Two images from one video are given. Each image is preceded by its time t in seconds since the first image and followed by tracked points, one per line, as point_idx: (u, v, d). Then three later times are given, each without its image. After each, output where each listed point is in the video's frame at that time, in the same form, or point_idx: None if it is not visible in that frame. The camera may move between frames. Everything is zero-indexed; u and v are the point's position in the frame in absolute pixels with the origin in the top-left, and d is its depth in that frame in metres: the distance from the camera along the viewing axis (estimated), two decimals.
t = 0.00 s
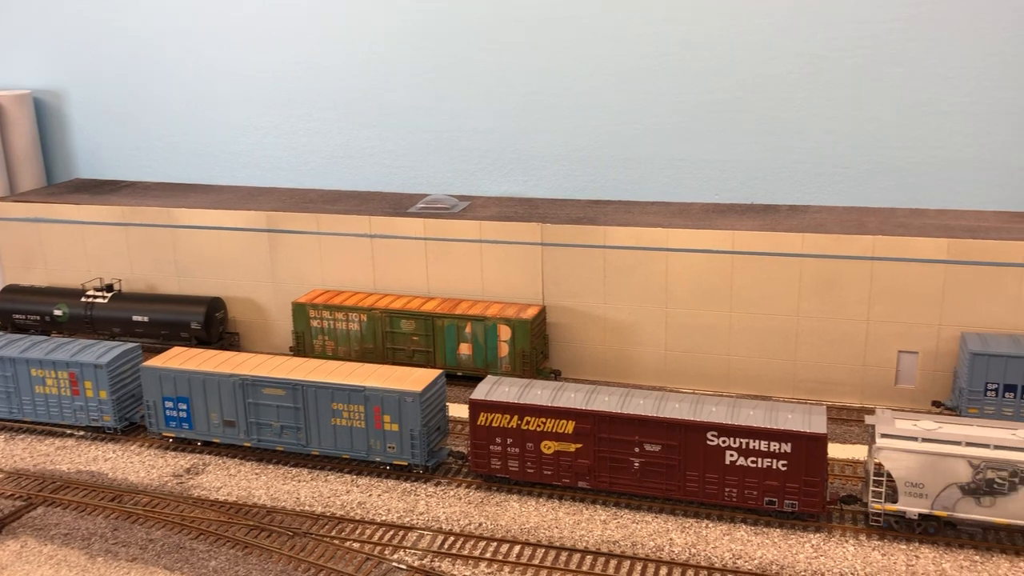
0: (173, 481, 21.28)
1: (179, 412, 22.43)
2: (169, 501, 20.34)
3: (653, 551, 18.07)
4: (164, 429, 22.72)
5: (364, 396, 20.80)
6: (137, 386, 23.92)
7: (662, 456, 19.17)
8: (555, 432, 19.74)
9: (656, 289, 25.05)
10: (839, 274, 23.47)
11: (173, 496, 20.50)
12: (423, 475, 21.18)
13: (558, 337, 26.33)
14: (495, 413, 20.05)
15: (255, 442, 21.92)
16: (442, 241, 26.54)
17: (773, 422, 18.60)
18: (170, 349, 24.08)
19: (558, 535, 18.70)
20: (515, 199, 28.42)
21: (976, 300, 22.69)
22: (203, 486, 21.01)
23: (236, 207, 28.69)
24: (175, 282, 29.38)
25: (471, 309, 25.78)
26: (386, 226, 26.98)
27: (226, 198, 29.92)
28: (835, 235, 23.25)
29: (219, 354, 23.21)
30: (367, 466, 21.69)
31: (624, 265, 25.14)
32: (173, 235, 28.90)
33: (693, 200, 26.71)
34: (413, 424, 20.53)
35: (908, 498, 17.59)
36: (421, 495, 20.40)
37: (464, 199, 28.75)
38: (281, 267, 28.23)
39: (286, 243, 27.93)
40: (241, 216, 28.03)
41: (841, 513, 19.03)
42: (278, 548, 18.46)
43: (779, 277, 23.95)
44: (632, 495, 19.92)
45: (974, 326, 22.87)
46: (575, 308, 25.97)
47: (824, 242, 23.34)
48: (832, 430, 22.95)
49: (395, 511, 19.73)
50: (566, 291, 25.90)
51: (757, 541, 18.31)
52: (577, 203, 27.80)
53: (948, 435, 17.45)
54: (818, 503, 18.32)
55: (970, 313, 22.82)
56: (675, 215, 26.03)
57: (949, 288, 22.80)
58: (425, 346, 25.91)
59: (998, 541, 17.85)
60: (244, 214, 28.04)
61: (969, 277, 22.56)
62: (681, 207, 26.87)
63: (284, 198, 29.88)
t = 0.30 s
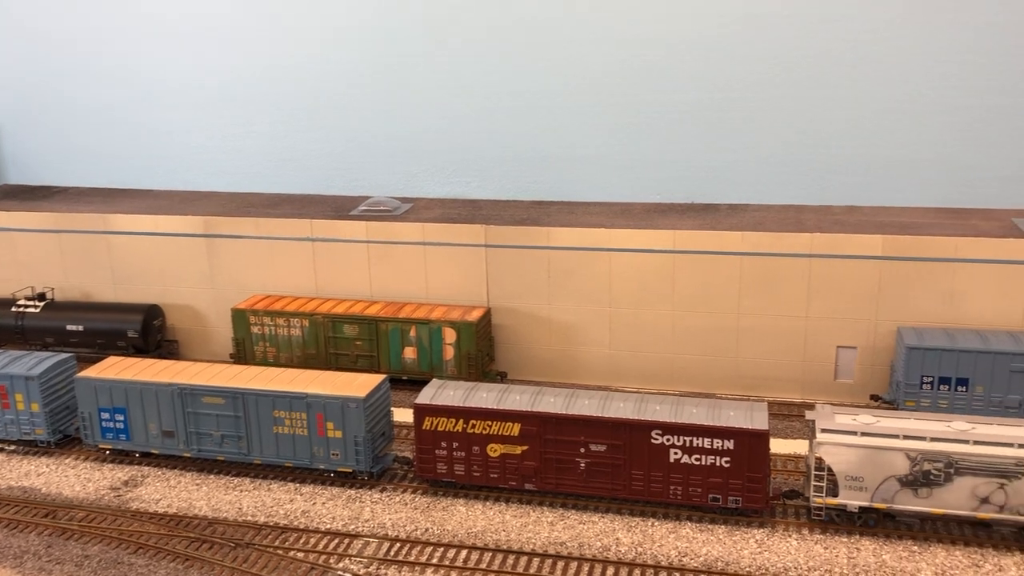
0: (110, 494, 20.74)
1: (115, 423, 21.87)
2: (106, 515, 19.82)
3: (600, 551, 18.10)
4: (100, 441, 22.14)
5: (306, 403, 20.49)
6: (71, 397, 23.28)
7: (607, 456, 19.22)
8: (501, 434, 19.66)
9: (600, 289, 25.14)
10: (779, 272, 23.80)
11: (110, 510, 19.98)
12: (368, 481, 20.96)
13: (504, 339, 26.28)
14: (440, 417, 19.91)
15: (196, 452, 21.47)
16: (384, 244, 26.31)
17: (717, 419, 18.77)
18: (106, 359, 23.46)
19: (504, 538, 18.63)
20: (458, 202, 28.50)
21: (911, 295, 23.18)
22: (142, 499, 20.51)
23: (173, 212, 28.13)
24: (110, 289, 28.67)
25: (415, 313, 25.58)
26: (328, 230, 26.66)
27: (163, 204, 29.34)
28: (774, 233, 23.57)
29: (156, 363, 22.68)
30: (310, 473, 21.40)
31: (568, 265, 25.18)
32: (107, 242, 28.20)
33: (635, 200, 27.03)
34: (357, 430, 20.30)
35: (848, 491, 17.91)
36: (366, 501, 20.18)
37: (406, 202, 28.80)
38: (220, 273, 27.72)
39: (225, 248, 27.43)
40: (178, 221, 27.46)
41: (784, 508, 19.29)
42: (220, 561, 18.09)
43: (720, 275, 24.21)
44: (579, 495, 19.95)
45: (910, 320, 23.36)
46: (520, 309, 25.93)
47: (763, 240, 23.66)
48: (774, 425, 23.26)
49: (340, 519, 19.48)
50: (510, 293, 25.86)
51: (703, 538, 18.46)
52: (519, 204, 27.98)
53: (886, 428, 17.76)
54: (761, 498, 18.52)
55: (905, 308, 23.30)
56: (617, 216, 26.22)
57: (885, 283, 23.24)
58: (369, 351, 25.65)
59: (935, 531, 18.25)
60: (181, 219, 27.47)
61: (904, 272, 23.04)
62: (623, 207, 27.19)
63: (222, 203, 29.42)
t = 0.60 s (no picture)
0: (46, 510, 20.13)
1: (50, 436, 21.24)
2: (42, 531, 19.22)
3: (548, 553, 18.06)
4: (35, 455, 21.49)
5: (249, 411, 20.11)
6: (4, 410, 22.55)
7: (555, 457, 19.19)
8: (448, 438, 19.51)
9: (546, 290, 25.13)
10: (721, 271, 24.05)
11: (46, 526, 19.38)
12: (314, 489, 20.67)
13: (450, 341, 26.14)
14: (386, 423, 19.69)
15: (135, 464, 20.95)
16: (327, 247, 25.99)
17: (662, 418, 18.87)
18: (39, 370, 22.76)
19: (453, 543, 18.49)
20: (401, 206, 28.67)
21: (849, 291, 23.59)
22: (79, 513, 19.94)
23: (109, 218, 27.49)
24: (43, 298, 27.87)
25: (359, 317, 25.31)
26: (269, 234, 26.24)
27: (99, 210, 28.68)
28: (716, 232, 23.81)
29: (93, 373, 22.09)
30: (254, 483, 21.02)
31: (513, 267, 25.12)
32: (40, 249, 27.42)
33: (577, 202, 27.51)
34: (301, 438, 19.99)
35: (792, 487, 18.14)
36: (312, 510, 19.89)
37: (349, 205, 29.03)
38: (158, 279, 27.13)
39: (163, 254, 26.85)
40: (114, 226, 26.82)
41: (729, 505, 19.48)
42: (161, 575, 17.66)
43: (664, 274, 24.37)
44: (527, 498, 19.89)
45: (849, 316, 23.77)
46: (466, 311, 25.80)
47: (706, 239, 23.88)
48: (719, 422, 23.49)
49: (285, 528, 19.15)
50: (456, 296, 25.72)
51: (650, 536, 18.53)
52: (461, 207, 28.22)
53: (827, 424, 18.02)
54: (708, 496, 18.66)
55: (844, 304, 23.71)
56: (561, 217, 26.34)
57: (824, 280, 23.62)
58: (313, 357, 25.29)
59: (877, 523, 18.58)
60: (117, 225, 26.83)
61: (842, 269, 23.43)
62: (566, 209, 27.58)
63: (160, 208, 28.89)
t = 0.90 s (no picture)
0: None
1: None
2: None
3: (500, 557, 17.95)
4: None
5: (193, 420, 19.69)
6: None
7: (506, 460, 19.09)
8: (398, 443, 19.31)
9: (495, 291, 25.03)
10: (670, 270, 24.16)
11: None
12: (261, 497, 20.32)
13: (399, 345, 25.91)
14: (335, 429, 19.41)
15: (75, 476, 20.39)
16: (273, 251, 25.60)
17: (613, 418, 18.89)
18: None
19: (404, 549, 18.29)
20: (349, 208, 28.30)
21: (795, 288, 23.86)
22: (17, 529, 19.34)
23: (46, 223, 26.75)
24: None
25: (306, 321, 24.96)
26: (213, 238, 25.76)
27: (35, 215, 27.91)
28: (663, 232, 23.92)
29: (30, 383, 21.45)
30: (200, 492, 20.60)
31: (462, 268, 24.97)
32: None
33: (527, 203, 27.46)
34: (248, 446, 19.63)
35: (741, 484, 18.28)
36: (259, 519, 19.54)
37: (295, 208, 28.58)
38: (99, 286, 26.47)
39: (103, 259, 26.21)
40: (51, 232, 26.11)
41: (680, 503, 19.58)
42: None
43: (613, 274, 24.41)
44: (479, 501, 19.77)
45: (796, 313, 24.06)
46: (415, 314, 25.60)
47: (654, 239, 23.99)
48: (670, 420, 23.60)
49: (232, 538, 18.78)
50: (405, 298, 25.49)
51: (602, 537, 18.52)
52: (410, 209, 27.98)
53: (775, 421, 18.17)
54: (658, 495, 18.72)
55: (790, 301, 23.98)
56: (510, 218, 26.28)
57: (770, 278, 23.86)
58: (260, 362, 24.88)
59: (824, 518, 18.80)
60: (54, 230, 26.12)
61: (788, 267, 23.69)
62: (515, 209, 27.49)
63: (100, 213, 28.21)
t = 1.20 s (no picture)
0: None
1: None
2: None
3: (467, 559, 17.86)
4: None
5: (153, 425, 19.39)
6: None
7: (472, 462, 19.01)
8: (363, 446, 19.17)
9: (460, 292, 24.94)
10: (634, 269, 24.23)
11: None
12: (224, 503, 20.07)
13: (364, 347, 25.73)
14: (298, 433, 19.22)
15: (32, 485, 19.99)
16: (235, 253, 25.31)
17: (578, 419, 18.89)
18: None
19: (369, 553, 18.15)
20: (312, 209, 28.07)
21: (758, 287, 24.04)
22: None
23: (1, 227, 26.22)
24: None
25: (269, 324, 24.69)
26: (173, 240, 25.41)
27: None
28: (627, 231, 23.99)
29: None
30: (162, 499, 20.30)
31: (427, 269, 24.84)
32: None
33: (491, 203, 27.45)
34: (210, 451, 19.38)
35: (705, 482, 18.38)
36: (222, 525, 19.29)
37: (257, 210, 28.28)
38: (56, 290, 25.99)
39: (60, 263, 25.73)
40: (6, 236, 25.59)
41: (646, 502, 19.65)
42: None
43: (578, 274, 24.43)
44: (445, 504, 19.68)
45: (758, 311, 24.24)
46: (380, 316, 25.43)
47: (618, 239, 24.03)
48: (635, 419, 23.68)
49: (195, 545, 18.52)
50: (369, 300, 25.31)
51: (569, 538, 18.52)
52: (374, 210, 27.81)
53: (739, 419, 18.28)
54: (624, 494, 18.76)
55: (754, 300, 24.15)
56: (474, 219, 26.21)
57: (734, 277, 24.01)
58: (222, 366, 24.58)
59: (788, 515, 18.96)
60: (9, 234, 25.61)
61: (751, 266, 23.85)
62: (480, 210, 27.43)
63: (57, 216, 27.72)
